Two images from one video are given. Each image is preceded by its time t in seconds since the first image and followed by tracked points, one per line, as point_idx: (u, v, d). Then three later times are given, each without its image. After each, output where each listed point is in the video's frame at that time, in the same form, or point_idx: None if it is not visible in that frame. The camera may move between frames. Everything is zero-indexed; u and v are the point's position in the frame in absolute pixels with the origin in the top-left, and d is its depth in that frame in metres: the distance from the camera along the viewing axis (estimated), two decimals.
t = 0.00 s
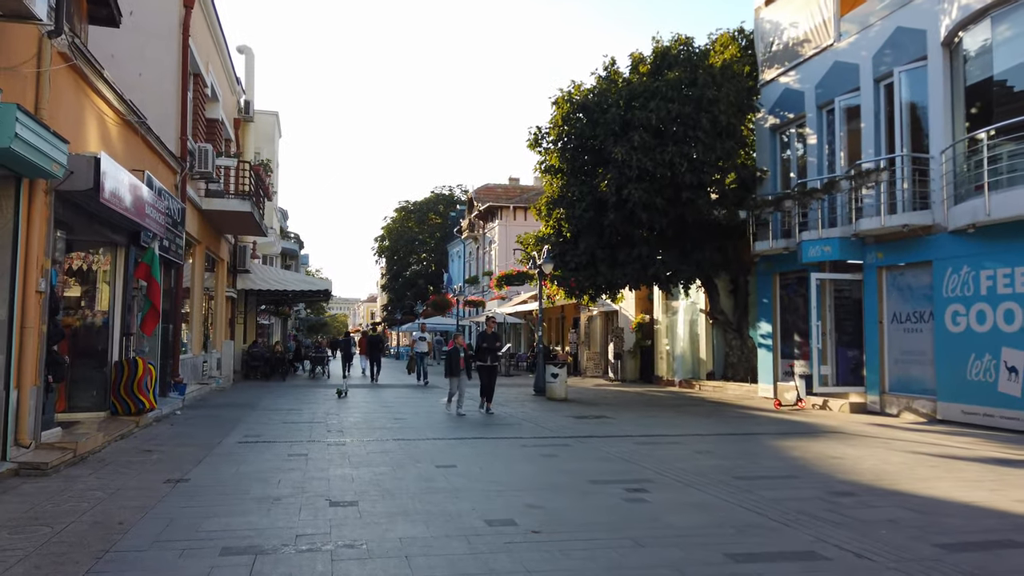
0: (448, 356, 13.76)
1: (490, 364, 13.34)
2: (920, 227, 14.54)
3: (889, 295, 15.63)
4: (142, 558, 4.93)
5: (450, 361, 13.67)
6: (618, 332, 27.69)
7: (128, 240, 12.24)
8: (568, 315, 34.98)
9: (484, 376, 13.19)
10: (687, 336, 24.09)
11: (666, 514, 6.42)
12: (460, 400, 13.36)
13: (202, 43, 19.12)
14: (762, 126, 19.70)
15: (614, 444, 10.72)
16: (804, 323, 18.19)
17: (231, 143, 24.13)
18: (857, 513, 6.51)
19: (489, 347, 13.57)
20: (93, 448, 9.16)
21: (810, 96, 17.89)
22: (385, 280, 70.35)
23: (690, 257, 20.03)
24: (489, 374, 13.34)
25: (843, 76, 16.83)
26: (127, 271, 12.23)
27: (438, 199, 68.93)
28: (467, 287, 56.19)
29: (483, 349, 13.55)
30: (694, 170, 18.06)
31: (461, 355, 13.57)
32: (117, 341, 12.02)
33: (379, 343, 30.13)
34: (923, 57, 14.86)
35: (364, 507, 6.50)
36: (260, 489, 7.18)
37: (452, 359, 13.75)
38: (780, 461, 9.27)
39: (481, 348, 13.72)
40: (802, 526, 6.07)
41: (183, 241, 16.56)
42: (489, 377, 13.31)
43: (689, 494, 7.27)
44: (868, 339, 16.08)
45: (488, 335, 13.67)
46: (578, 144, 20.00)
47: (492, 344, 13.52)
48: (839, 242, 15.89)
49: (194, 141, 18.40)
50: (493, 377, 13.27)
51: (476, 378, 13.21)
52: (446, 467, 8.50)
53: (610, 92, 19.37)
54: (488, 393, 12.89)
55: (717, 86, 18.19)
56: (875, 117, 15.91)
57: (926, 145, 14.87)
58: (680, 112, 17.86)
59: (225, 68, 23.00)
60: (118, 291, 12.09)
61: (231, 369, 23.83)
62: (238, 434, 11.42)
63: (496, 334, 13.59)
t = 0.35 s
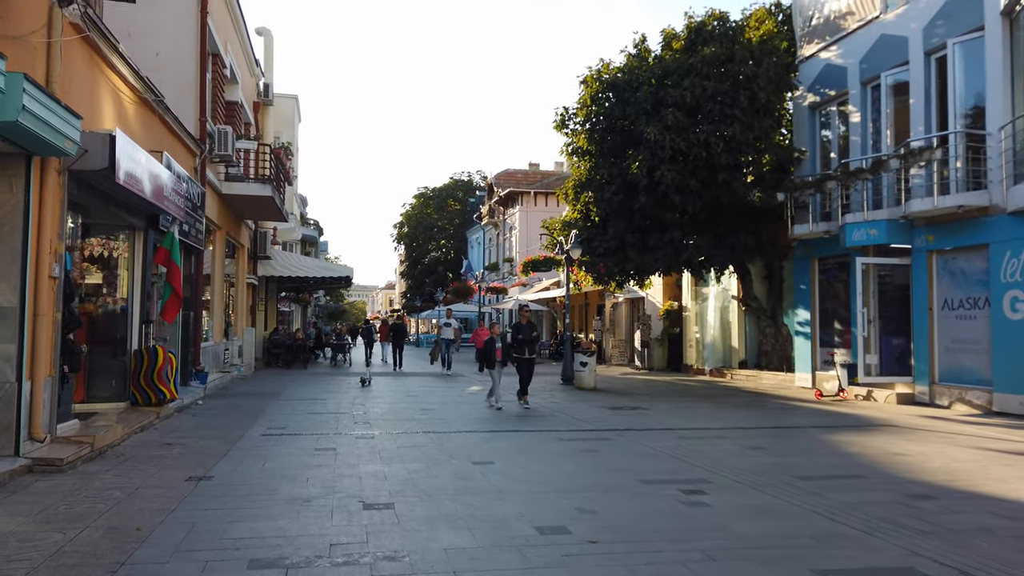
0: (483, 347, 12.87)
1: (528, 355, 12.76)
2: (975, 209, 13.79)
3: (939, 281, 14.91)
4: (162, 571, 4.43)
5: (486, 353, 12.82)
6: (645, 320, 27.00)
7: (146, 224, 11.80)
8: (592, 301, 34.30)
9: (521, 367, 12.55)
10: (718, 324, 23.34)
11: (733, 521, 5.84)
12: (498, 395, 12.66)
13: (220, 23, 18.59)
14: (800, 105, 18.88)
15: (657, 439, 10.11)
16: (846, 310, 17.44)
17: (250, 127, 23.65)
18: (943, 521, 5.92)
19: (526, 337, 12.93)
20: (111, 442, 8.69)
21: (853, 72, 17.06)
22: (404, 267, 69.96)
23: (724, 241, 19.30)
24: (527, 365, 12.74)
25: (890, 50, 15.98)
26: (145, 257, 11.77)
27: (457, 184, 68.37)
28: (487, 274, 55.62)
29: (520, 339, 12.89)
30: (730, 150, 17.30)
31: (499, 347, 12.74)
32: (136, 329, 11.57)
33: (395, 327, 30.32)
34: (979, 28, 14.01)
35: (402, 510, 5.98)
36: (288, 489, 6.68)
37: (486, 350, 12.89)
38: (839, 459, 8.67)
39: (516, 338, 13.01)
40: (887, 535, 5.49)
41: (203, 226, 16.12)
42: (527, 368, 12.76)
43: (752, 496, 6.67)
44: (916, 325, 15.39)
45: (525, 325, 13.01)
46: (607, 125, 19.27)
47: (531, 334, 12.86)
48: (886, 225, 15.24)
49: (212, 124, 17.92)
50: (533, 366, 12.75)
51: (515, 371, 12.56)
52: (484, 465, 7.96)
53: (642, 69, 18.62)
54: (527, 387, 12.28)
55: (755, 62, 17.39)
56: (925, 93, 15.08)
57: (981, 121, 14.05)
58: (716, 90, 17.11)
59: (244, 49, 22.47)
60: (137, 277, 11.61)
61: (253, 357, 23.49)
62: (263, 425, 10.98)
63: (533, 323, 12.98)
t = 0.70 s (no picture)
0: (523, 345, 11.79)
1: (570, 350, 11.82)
2: None
3: (995, 272, 14.16)
4: None
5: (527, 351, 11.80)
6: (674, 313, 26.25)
7: (166, 213, 11.33)
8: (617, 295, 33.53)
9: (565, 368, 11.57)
10: (752, 318, 22.59)
11: (811, 540, 5.19)
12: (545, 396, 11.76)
13: (241, 7, 18.07)
14: (843, 88, 18.02)
15: (704, 441, 9.43)
16: (892, 303, 16.62)
17: (271, 116, 23.18)
18: None
19: (567, 330, 11.81)
20: (127, 442, 8.21)
21: (901, 52, 16.19)
22: (425, 260, 69.54)
23: (762, 231, 18.53)
24: (571, 362, 11.80)
25: (943, 28, 15.11)
26: (165, 247, 11.28)
27: (478, 176, 67.77)
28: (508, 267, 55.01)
29: (561, 333, 11.80)
30: (771, 134, 16.50)
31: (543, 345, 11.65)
32: (155, 322, 11.10)
33: (418, 320, 29.92)
34: None
35: (441, 525, 5.39)
36: (316, 498, 6.13)
37: (528, 347, 11.83)
38: (908, 464, 7.98)
39: (556, 331, 11.87)
40: (993, 559, 4.83)
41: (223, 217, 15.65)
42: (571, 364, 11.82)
43: (825, 509, 6.02)
44: (970, 319, 14.62)
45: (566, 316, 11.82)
46: (640, 111, 18.54)
47: (572, 329, 11.75)
48: (938, 213, 14.31)
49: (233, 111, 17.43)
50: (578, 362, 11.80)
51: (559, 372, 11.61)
52: (524, 470, 7.36)
53: (676, 52, 17.86)
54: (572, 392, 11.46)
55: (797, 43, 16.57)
56: (981, 73, 14.22)
57: None
58: (756, 73, 16.35)
59: (264, 37, 21.98)
60: (156, 268, 11.14)
61: (275, 351, 23.08)
62: (285, 423, 10.47)
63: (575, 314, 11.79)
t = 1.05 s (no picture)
0: (559, 336, 10.82)
1: (607, 345, 11.04)
2: None
3: None
4: None
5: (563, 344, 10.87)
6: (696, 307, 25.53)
7: (173, 203, 10.77)
8: (636, 289, 32.79)
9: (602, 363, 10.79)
10: (777, 311, 21.77)
11: (892, 563, 4.56)
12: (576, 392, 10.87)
13: None
14: (877, 71, 17.24)
15: (744, 443, 8.78)
16: (930, 295, 15.87)
17: (283, 106, 22.68)
18: None
19: (604, 324, 11.07)
20: (128, 443, 7.70)
21: (940, 32, 15.41)
22: (438, 254, 69.03)
23: (791, 221, 17.81)
24: (607, 357, 11.01)
25: (987, 6, 14.31)
26: (171, 238, 10.73)
27: (491, 170, 67.08)
28: (523, 260, 54.39)
29: (598, 327, 11.04)
30: (803, 119, 15.78)
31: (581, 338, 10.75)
32: (162, 316, 10.58)
33: (433, 314, 29.33)
34: None
35: (469, 543, 4.80)
36: (330, 509, 5.57)
37: (563, 340, 10.87)
38: (973, 470, 7.31)
39: (593, 325, 11.08)
40: None
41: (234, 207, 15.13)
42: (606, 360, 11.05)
43: (897, 524, 5.37)
44: (1016, 313, 13.90)
45: (604, 309, 11.07)
46: (663, 97, 17.88)
47: (611, 322, 11.01)
48: (983, 201, 13.64)
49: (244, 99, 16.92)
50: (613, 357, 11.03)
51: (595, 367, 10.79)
52: (556, 476, 6.75)
53: (703, 35, 17.17)
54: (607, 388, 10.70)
55: (831, 24, 15.83)
56: None
57: None
58: (788, 55, 15.66)
59: (276, 24, 21.44)
60: (162, 261, 10.59)
61: (287, 346, 22.59)
62: (297, 423, 9.92)
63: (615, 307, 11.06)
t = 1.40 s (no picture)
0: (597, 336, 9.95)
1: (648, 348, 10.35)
2: None
3: None
4: None
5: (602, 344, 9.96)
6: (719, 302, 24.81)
7: (179, 192, 10.21)
8: (655, 284, 32.06)
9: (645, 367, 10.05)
10: (805, 306, 21.09)
11: None
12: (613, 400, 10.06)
13: None
14: (914, 55, 16.45)
15: (790, 449, 8.14)
16: (972, 289, 15.12)
17: (296, 97, 22.16)
18: None
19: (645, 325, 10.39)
20: (130, 449, 7.17)
21: (984, 12, 14.61)
22: (452, 249, 68.51)
23: (823, 212, 17.07)
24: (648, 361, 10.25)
25: None
26: (179, 230, 10.20)
27: (506, 163, 66.32)
28: (538, 255, 53.76)
29: (639, 328, 10.35)
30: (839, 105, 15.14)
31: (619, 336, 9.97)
32: (169, 313, 10.06)
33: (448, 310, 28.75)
34: None
35: (506, 571, 4.21)
36: (347, 528, 4.99)
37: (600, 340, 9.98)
38: None
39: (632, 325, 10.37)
40: None
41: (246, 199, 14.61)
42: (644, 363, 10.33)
43: (989, 550, 4.74)
44: None
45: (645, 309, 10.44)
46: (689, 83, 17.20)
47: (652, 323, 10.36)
48: None
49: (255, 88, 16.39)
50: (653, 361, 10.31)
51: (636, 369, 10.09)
52: (593, 489, 6.15)
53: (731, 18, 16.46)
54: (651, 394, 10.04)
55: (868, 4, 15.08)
56: None
57: None
58: (822, 37, 14.96)
59: (288, 12, 20.90)
60: (169, 255, 10.06)
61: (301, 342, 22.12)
62: (310, 425, 9.38)
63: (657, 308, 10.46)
